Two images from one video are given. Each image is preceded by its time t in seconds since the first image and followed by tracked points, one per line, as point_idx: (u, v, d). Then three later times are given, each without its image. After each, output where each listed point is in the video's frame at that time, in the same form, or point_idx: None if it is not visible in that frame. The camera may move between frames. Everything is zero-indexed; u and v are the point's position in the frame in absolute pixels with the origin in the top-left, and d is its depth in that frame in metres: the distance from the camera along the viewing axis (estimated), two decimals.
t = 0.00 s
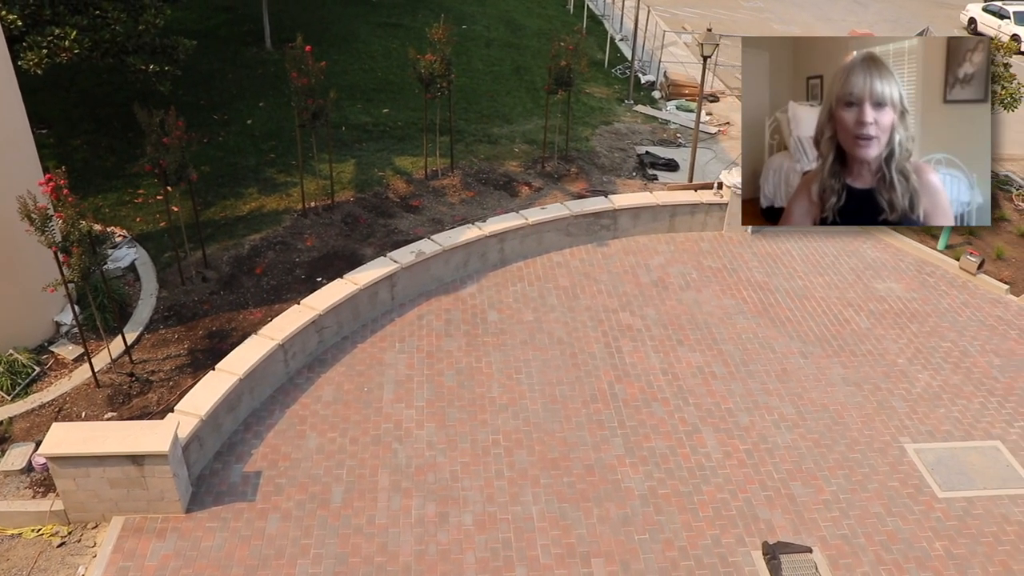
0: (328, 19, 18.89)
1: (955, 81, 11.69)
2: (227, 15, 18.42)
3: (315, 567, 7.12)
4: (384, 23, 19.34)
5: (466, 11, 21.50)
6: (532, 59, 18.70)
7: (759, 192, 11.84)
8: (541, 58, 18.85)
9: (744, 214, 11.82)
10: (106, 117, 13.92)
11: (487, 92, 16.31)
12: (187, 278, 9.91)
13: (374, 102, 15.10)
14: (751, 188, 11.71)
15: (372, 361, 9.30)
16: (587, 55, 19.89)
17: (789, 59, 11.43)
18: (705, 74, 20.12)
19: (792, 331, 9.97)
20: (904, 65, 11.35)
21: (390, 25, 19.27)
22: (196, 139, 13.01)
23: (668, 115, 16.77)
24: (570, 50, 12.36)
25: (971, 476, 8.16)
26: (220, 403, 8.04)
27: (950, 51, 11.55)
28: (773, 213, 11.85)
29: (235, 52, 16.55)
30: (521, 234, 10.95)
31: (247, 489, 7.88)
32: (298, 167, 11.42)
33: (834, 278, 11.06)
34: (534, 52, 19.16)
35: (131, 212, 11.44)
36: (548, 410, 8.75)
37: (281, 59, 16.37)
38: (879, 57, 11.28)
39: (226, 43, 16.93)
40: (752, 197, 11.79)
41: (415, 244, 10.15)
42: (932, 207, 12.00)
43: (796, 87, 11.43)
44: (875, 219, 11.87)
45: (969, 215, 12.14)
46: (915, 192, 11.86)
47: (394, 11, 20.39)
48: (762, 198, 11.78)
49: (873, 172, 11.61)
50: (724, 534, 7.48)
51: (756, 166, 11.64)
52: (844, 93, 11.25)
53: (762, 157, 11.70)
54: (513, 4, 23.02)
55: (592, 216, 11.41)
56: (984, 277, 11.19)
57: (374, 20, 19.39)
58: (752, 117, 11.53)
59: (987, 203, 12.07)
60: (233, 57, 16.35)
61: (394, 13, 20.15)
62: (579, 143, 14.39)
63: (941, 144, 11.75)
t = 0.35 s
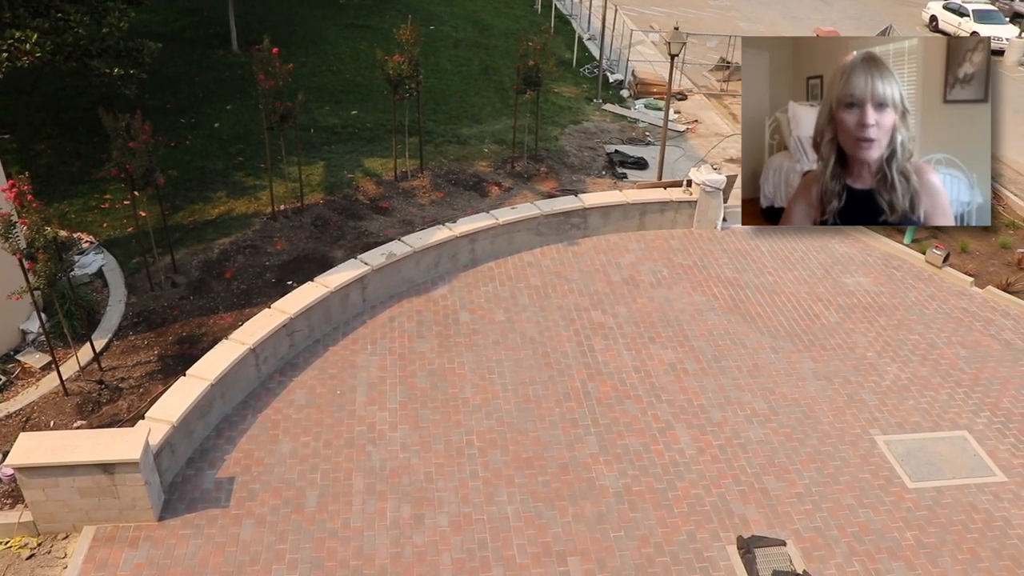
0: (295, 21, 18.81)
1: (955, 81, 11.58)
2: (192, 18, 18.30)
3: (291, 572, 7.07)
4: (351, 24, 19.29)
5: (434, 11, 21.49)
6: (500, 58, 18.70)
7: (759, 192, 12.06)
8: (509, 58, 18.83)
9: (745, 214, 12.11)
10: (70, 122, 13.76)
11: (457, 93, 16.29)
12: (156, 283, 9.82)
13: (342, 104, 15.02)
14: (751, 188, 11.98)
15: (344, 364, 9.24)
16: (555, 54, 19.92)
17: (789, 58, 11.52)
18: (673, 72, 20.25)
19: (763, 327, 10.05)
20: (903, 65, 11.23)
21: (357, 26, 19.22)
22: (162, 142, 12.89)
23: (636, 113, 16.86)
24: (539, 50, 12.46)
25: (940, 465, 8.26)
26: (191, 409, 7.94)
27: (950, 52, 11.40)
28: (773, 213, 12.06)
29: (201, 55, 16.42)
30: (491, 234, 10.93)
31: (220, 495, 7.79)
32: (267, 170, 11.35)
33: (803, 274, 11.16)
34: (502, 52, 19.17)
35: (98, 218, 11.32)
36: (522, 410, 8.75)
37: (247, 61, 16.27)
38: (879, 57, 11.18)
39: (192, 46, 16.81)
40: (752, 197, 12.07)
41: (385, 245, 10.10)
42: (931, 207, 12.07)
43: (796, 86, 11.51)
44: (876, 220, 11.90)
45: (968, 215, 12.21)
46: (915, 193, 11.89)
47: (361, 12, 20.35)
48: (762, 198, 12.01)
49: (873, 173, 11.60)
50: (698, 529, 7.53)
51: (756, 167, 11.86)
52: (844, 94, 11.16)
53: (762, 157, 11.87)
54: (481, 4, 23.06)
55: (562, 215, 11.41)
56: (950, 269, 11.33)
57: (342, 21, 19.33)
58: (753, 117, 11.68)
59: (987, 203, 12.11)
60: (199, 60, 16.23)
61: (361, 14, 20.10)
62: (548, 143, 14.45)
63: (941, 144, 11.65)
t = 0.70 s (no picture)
0: (258, 23, 18.71)
1: (955, 81, 11.19)
2: (153, 20, 18.14)
3: None
4: (315, 26, 19.22)
5: (399, 13, 21.46)
6: (465, 59, 18.68)
7: (760, 192, 11.96)
8: (475, 58, 18.81)
9: (745, 213, 12.09)
10: (29, 127, 13.54)
11: (422, 94, 16.26)
12: (120, 290, 9.70)
13: (307, 106, 14.92)
14: (751, 188, 11.89)
15: (313, 368, 9.17)
16: (520, 54, 19.92)
17: (789, 58, 11.25)
18: (638, 71, 20.33)
19: (730, 323, 10.13)
20: (904, 65, 10.84)
21: (320, 28, 19.11)
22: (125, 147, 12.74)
23: (602, 112, 16.91)
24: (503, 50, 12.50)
25: (906, 456, 8.37)
26: (160, 416, 7.81)
27: (950, 51, 11.09)
28: (773, 213, 11.96)
29: (162, 58, 16.26)
30: (458, 234, 10.90)
31: (190, 502, 7.68)
32: (231, 174, 11.25)
33: (769, 269, 11.27)
34: (468, 53, 19.14)
35: (60, 224, 11.17)
36: (492, 410, 8.74)
37: (210, 64, 16.15)
38: (879, 57, 10.80)
39: (154, 49, 16.65)
40: (752, 196, 12.00)
41: (352, 248, 10.03)
42: (932, 207, 11.77)
43: (796, 87, 11.21)
44: (875, 220, 11.63)
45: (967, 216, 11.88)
46: (915, 194, 11.57)
47: (325, 14, 20.28)
48: (762, 198, 11.92)
49: (873, 173, 11.23)
50: (670, 525, 7.57)
51: (756, 167, 11.68)
52: (843, 95, 10.80)
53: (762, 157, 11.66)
54: (446, 5, 23.07)
55: (529, 214, 11.42)
56: (913, 263, 11.49)
57: (305, 23, 19.22)
58: (752, 118, 11.46)
59: (987, 203, 11.80)
60: (161, 63, 16.07)
61: (324, 16, 20.02)
62: (514, 143, 14.48)
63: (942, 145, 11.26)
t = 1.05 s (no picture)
0: (221, 25, 18.56)
1: (955, 81, 11.70)
2: (114, 23, 17.95)
3: None
4: (279, 27, 19.11)
5: (364, 14, 21.39)
6: (430, 60, 18.63)
7: (759, 192, 12.24)
8: (440, 58, 18.80)
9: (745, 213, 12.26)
10: None
11: (388, 95, 16.22)
12: (85, 296, 9.57)
13: (273, 108, 14.81)
14: (751, 188, 12.17)
15: (282, 372, 9.09)
16: (486, 55, 19.88)
17: (789, 59, 11.78)
18: (603, 70, 20.38)
19: (699, 319, 10.20)
20: (904, 65, 11.39)
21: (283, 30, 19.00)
22: (87, 152, 12.57)
23: (568, 111, 16.92)
24: (468, 50, 12.56)
25: (874, 448, 8.46)
26: (128, 423, 7.69)
27: (950, 52, 11.58)
28: (773, 213, 12.18)
29: (124, 61, 16.08)
30: (427, 235, 10.87)
31: (159, 510, 7.56)
32: (196, 178, 11.16)
33: (736, 266, 11.36)
34: (433, 54, 19.08)
35: (21, 231, 11.02)
36: (462, 411, 8.73)
37: (173, 67, 16.02)
38: (878, 58, 11.39)
39: (116, 52, 16.46)
40: (753, 197, 12.23)
41: (320, 250, 9.98)
42: (932, 207, 12.11)
43: (796, 87, 11.74)
44: (875, 220, 11.95)
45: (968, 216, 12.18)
46: (915, 194, 11.97)
47: (289, 16, 20.16)
48: (762, 198, 12.16)
49: (873, 173, 11.68)
50: (643, 522, 7.60)
51: (756, 167, 12.10)
52: (843, 95, 11.37)
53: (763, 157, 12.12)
54: (410, 6, 23.01)
55: (497, 214, 11.41)
56: (878, 257, 11.62)
57: (268, 25, 19.10)
58: (753, 118, 11.96)
59: (987, 203, 12.14)
60: (124, 66, 15.89)
61: (288, 18, 19.91)
62: (481, 143, 14.50)
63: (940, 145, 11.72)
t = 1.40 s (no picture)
0: (184, 28, 18.41)
1: (955, 81, 12.02)
2: (75, 26, 17.76)
3: None
4: (243, 29, 18.99)
5: (329, 15, 21.29)
6: (396, 60, 18.58)
7: (759, 192, 12.39)
8: (406, 59, 18.75)
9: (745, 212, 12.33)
10: None
11: (355, 96, 16.17)
12: (49, 304, 9.44)
13: (238, 111, 14.69)
14: (752, 188, 12.31)
15: (252, 376, 9.01)
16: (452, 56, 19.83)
17: (789, 60, 12.13)
18: (570, 70, 20.39)
19: (668, 316, 10.25)
20: (904, 65, 11.71)
21: (247, 32, 18.86)
22: (49, 157, 12.38)
23: (534, 111, 16.94)
24: (434, 51, 12.71)
25: (843, 441, 8.54)
26: (95, 431, 7.56)
27: (950, 51, 11.89)
28: (773, 212, 12.31)
29: (86, 65, 15.90)
30: (395, 237, 10.83)
31: (129, 519, 7.44)
32: (161, 182, 11.06)
33: (704, 262, 11.43)
34: (399, 55, 19.01)
35: None
36: (434, 412, 8.71)
37: (136, 71, 15.86)
38: (879, 58, 11.73)
39: (78, 55, 16.27)
40: (753, 197, 12.35)
41: (288, 253, 9.91)
42: (932, 207, 12.27)
43: (796, 87, 12.11)
44: (875, 219, 12.10)
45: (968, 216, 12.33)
46: (915, 193, 12.16)
47: (254, 18, 20.05)
48: (762, 197, 12.30)
49: (873, 173, 11.91)
50: (616, 519, 7.62)
51: (757, 166, 12.35)
52: (843, 95, 11.72)
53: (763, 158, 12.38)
54: (376, 6, 22.96)
55: (465, 215, 11.40)
56: (844, 252, 11.75)
57: (232, 27, 18.97)
58: (753, 118, 12.30)
59: (987, 203, 12.32)
60: (86, 70, 15.70)
61: (253, 20, 19.79)
62: (448, 143, 14.52)
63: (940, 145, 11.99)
